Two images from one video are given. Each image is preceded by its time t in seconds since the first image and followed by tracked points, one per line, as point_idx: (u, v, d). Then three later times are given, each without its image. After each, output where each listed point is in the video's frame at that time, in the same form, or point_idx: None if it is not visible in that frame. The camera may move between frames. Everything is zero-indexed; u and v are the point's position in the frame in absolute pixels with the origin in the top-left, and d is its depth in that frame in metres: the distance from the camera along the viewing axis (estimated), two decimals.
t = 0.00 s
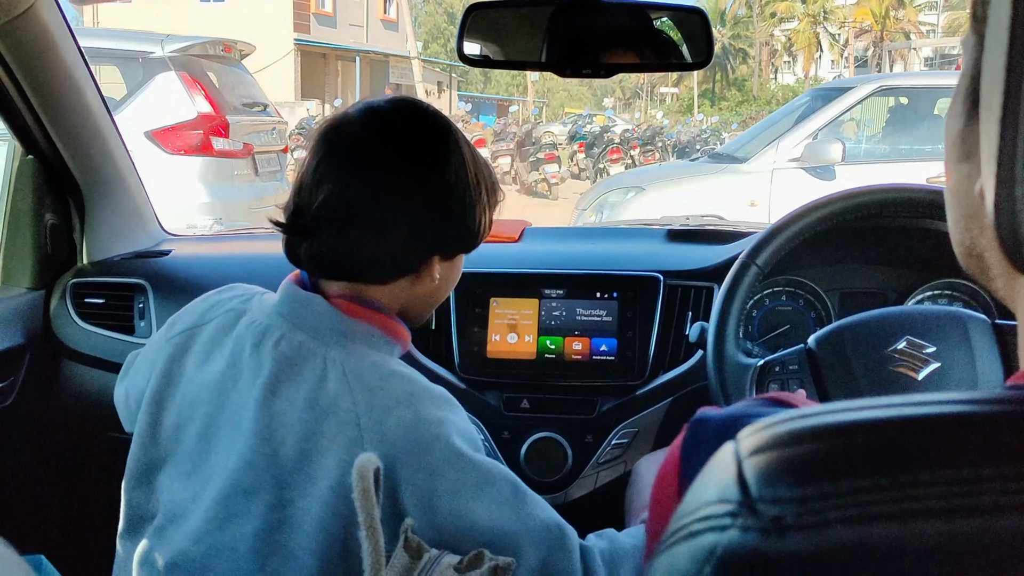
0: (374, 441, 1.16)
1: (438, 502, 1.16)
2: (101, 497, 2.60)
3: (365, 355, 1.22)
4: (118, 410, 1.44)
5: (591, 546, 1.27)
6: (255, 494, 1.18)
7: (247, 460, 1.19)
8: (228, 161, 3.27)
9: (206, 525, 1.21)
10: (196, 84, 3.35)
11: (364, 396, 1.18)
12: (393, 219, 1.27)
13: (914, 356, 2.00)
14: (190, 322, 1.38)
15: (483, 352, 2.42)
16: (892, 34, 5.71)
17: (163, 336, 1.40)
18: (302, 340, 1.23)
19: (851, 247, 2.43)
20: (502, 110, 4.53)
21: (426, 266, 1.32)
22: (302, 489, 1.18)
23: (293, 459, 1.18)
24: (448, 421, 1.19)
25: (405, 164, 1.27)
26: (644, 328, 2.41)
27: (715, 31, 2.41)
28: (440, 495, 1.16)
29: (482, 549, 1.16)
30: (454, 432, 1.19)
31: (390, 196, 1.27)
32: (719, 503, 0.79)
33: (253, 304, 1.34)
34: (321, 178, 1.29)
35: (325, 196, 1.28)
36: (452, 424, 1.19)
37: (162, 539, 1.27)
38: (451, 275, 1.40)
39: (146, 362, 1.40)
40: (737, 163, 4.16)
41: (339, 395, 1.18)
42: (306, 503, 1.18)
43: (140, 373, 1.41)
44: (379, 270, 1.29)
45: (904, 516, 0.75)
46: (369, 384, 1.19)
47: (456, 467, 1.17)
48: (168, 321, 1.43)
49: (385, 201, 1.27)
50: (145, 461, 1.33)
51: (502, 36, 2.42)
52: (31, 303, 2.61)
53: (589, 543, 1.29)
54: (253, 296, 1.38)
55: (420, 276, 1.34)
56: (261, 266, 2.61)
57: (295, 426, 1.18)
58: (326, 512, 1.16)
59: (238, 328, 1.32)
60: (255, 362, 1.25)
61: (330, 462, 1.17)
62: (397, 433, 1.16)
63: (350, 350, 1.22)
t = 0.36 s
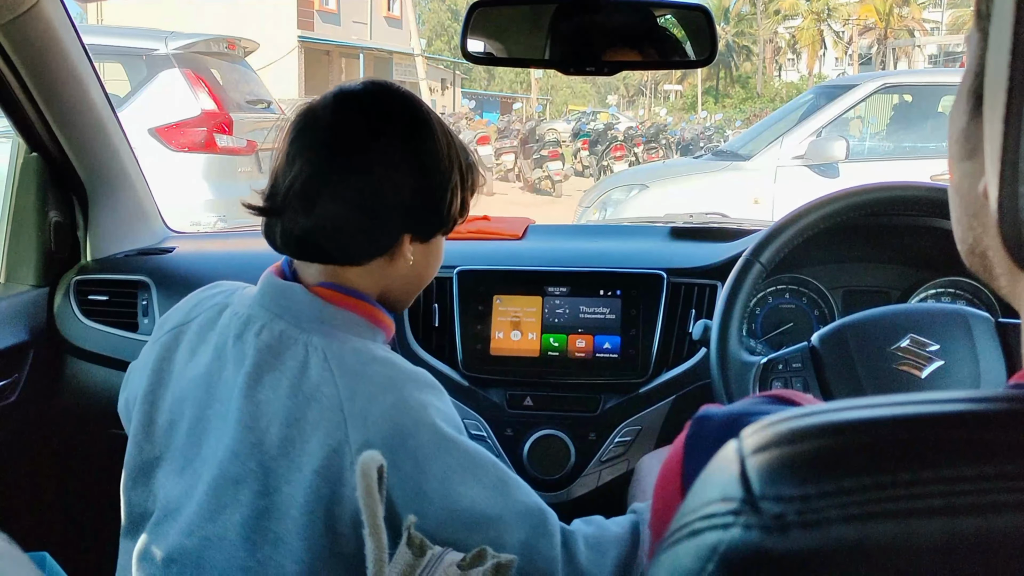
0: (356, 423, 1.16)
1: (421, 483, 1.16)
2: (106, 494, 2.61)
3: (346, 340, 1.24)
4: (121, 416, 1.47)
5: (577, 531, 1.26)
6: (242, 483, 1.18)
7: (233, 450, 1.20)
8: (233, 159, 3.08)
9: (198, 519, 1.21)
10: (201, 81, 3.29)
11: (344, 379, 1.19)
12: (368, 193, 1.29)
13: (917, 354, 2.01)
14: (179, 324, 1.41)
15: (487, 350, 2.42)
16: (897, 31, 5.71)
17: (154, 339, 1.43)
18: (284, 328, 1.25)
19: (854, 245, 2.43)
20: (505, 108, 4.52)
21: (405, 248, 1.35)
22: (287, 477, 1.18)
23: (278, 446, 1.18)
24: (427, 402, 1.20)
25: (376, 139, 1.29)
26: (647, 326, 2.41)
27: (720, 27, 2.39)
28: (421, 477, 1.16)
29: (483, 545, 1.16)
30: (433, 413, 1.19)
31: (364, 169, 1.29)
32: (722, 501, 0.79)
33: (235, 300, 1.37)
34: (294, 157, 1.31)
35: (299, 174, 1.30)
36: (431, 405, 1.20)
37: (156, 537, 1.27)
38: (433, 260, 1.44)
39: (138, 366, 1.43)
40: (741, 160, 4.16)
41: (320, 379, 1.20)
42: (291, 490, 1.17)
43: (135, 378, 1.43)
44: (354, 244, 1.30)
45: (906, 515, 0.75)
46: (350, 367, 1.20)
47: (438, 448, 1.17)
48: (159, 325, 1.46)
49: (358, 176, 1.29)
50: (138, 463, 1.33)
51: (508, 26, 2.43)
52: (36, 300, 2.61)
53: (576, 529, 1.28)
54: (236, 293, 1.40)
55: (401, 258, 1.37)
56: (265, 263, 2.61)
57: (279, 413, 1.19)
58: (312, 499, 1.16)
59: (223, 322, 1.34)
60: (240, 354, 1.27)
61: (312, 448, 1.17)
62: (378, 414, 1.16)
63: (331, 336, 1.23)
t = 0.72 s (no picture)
0: (307, 419, 1.26)
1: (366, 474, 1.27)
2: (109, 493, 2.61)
3: (307, 337, 1.32)
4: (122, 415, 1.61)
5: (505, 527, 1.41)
6: (207, 476, 1.31)
7: (205, 446, 1.32)
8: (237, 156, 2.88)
9: (176, 509, 1.35)
10: (203, 80, 3.23)
11: (304, 377, 1.28)
12: (336, 179, 1.35)
13: (920, 353, 2.01)
14: (160, 323, 1.51)
15: (489, 349, 2.43)
16: (900, 30, 5.71)
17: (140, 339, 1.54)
18: (253, 327, 1.34)
19: (856, 244, 2.43)
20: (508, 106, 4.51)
21: (376, 241, 1.40)
22: (246, 472, 1.29)
23: (241, 440, 1.30)
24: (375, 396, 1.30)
25: (348, 127, 1.37)
26: (650, 325, 2.41)
27: (721, 28, 2.39)
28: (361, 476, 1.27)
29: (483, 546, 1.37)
30: (383, 416, 1.29)
31: (338, 156, 1.36)
32: (724, 502, 0.79)
33: (213, 296, 1.46)
34: (276, 144, 1.40)
35: (278, 158, 1.38)
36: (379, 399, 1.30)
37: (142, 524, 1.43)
38: (414, 257, 1.47)
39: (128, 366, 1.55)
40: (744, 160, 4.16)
41: (277, 376, 1.29)
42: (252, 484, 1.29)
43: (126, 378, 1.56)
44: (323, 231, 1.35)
45: (909, 515, 0.75)
46: (311, 365, 1.29)
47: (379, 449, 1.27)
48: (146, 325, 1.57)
49: (327, 163, 1.36)
50: (127, 455, 1.48)
51: (510, 26, 2.43)
52: (39, 299, 2.61)
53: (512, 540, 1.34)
54: (216, 290, 1.50)
55: (375, 253, 1.41)
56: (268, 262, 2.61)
57: (243, 411, 1.30)
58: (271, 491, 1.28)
59: (196, 322, 1.44)
60: (210, 353, 1.37)
61: (269, 441, 1.27)
62: (327, 413, 1.26)
63: (293, 333, 1.32)
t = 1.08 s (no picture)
0: (228, 445, 1.03)
1: (298, 510, 1.03)
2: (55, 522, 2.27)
3: (232, 343, 1.08)
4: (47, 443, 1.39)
5: None
6: (119, 516, 1.10)
7: (115, 478, 1.09)
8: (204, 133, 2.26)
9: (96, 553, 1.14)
10: (157, 45, 2.62)
11: (225, 393, 1.05)
12: (256, 148, 1.10)
13: (994, 366, 1.61)
14: (72, 331, 1.28)
15: (491, 361, 2.08)
16: None
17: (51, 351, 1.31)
18: (166, 336, 1.11)
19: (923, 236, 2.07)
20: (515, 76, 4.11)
21: (304, 233, 1.13)
22: (163, 505, 1.07)
23: (155, 472, 1.07)
24: (313, 408, 1.07)
25: (274, 86, 1.12)
26: (679, 333, 2.06)
27: None
28: (293, 513, 1.03)
29: None
30: (323, 436, 1.05)
31: (263, 129, 1.11)
32: (768, 543, 0.79)
33: (127, 298, 1.23)
34: (193, 110, 1.15)
35: (192, 127, 1.14)
36: (317, 412, 1.07)
37: None
38: (358, 254, 1.20)
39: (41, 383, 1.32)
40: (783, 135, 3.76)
41: (195, 392, 1.06)
42: (169, 522, 1.06)
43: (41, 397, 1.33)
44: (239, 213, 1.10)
45: (955, 557, 0.74)
46: (233, 379, 1.05)
47: (316, 479, 1.03)
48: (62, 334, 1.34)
49: (247, 127, 1.11)
50: (42, 496, 1.25)
51: None
52: None
53: None
54: (132, 289, 1.26)
55: (305, 248, 1.14)
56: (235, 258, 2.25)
57: (156, 434, 1.07)
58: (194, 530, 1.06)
59: (107, 326, 1.20)
60: (119, 365, 1.14)
61: (184, 470, 1.05)
62: (252, 437, 1.03)
63: (215, 339, 1.08)
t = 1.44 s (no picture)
0: (189, 437, 1.02)
1: (261, 501, 1.02)
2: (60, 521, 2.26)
3: (193, 337, 1.07)
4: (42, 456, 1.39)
5: None
6: (95, 515, 1.09)
7: (87, 478, 1.09)
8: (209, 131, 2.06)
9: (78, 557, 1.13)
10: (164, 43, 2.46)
11: (184, 387, 1.04)
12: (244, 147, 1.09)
13: (1001, 365, 1.64)
14: (50, 341, 1.28)
15: (497, 359, 2.09)
16: None
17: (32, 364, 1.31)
18: (129, 333, 1.10)
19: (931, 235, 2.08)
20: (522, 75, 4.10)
21: (258, 224, 1.11)
22: (133, 502, 1.06)
23: (123, 469, 1.07)
24: (274, 399, 1.05)
25: (264, 82, 1.10)
26: (685, 332, 2.06)
27: None
28: (257, 501, 1.02)
29: None
30: (284, 425, 1.04)
31: (243, 121, 1.09)
32: (774, 541, 0.62)
33: (95, 302, 1.23)
34: (163, 97, 1.11)
35: (165, 116, 1.10)
36: (278, 402, 1.05)
37: None
38: (316, 252, 1.18)
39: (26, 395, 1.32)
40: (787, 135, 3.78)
41: (156, 389, 1.05)
42: (139, 518, 1.06)
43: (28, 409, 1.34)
44: (211, 205, 1.09)
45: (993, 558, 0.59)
46: (193, 370, 1.05)
47: (280, 466, 1.02)
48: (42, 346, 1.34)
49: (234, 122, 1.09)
50: (32, 508, 1.23)
51: None
52: None
53: None
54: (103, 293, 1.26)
55: (257, 239, 1.13)
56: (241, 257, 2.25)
57: (122, 432, 1.07)
58: (163, 525, 1.06)
59: (77, 331, 1.20)
60: (87, 366, 1.14)
61: (149, 466, 1.04)
62: (212, 426, 1.02)
63: (175, 334, 1.07)
